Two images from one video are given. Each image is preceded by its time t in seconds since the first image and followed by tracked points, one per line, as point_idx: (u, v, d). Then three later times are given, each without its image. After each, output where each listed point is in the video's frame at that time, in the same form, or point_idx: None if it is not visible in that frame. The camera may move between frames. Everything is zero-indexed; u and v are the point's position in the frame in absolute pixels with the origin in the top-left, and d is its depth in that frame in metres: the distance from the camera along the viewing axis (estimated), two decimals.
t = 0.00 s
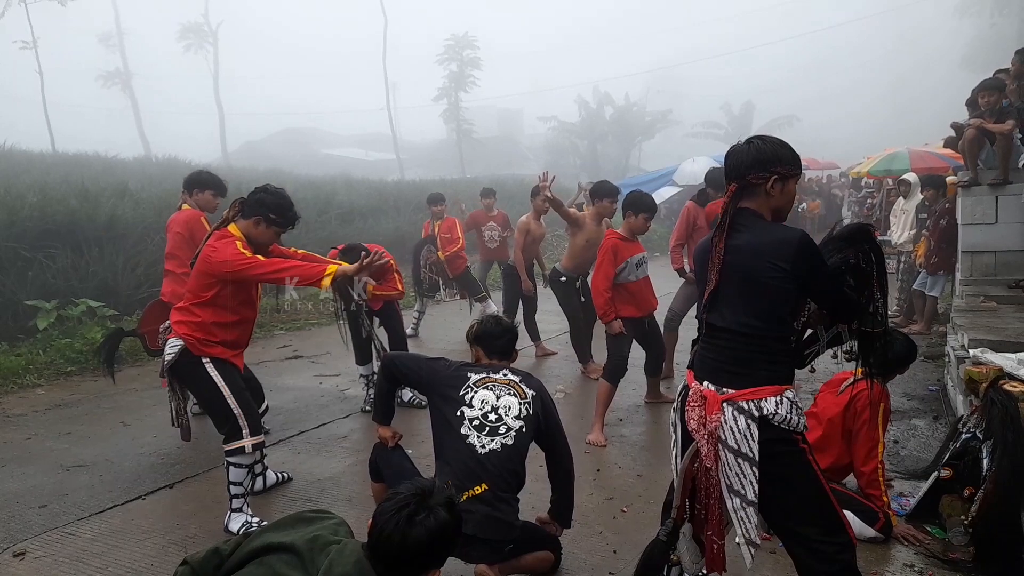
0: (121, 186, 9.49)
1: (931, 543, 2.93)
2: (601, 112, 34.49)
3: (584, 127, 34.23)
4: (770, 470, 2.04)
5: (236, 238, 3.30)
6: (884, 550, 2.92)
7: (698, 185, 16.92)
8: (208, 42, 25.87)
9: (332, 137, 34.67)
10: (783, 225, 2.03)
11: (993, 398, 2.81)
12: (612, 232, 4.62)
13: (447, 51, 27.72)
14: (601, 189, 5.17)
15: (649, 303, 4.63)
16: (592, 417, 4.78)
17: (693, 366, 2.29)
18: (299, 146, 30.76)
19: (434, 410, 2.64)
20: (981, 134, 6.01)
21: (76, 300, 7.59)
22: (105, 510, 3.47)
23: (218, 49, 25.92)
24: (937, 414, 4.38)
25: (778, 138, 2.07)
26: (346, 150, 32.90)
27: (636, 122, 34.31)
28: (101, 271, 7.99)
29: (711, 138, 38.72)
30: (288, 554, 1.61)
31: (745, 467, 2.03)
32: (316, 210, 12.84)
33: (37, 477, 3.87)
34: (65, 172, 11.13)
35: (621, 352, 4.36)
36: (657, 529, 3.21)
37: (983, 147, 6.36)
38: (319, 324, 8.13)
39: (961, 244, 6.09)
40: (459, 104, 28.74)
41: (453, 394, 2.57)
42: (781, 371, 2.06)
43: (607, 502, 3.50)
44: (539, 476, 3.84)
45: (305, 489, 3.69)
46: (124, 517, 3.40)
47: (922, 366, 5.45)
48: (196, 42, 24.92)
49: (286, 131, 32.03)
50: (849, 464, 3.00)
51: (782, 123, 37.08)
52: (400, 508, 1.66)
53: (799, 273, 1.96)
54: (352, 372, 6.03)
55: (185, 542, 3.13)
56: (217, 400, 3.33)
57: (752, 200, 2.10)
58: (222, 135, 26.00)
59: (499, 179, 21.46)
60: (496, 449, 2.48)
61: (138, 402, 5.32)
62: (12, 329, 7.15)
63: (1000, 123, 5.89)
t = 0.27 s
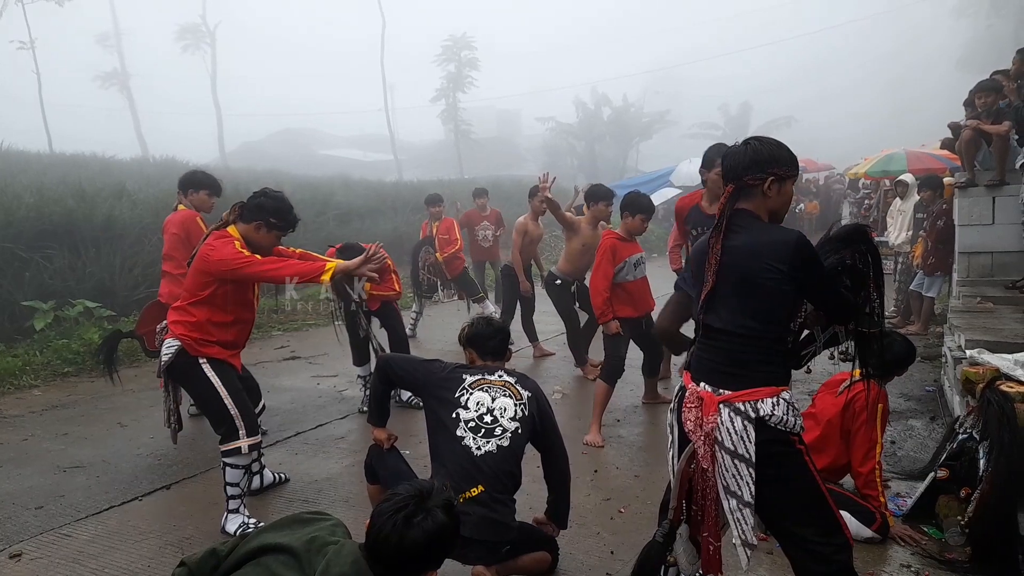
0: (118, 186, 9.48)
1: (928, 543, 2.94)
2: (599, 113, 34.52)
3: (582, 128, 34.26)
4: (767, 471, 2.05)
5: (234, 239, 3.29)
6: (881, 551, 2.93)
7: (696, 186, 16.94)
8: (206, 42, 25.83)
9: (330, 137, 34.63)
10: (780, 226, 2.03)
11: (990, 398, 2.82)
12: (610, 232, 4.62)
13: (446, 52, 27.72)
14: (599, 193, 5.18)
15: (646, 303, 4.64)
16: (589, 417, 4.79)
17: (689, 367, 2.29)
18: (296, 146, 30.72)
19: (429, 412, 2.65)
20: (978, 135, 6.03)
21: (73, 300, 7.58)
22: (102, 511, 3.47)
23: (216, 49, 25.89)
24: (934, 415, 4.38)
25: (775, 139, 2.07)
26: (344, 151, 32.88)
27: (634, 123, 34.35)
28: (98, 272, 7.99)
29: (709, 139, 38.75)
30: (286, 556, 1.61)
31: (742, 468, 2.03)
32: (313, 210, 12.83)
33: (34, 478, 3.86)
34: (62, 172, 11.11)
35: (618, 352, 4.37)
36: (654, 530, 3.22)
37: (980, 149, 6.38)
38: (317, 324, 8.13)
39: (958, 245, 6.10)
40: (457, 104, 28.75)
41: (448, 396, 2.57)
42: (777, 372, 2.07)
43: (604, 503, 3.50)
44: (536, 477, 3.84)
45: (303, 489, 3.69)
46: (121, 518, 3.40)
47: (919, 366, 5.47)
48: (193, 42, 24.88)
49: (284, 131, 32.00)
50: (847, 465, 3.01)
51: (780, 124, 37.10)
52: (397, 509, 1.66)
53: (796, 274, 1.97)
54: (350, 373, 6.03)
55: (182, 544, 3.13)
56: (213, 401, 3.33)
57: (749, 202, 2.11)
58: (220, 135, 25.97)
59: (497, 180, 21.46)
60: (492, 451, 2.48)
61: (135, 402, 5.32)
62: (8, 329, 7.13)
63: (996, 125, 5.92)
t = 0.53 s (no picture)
0: (114, 185, 9.46)
1: (925, 539, 2.95)
2: (597, 111, 34.52)
3: (580, 126, 34.25)
4: (763, 469, 2.05)
5: (230, 241, 3.28)
6: (878, 548, 2.93)
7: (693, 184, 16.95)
8: (202, 41, 25.76)
9: (327, 135, 34.57)
10: (776, 224, 2.03)
11: (987, 395, 2.82)
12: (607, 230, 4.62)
13: (443, 50, 27.70)
14: (592, 185, 5.28)
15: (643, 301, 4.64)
16: (587, 415, 4.79)
17: (686, 365, 2.30)
18: (294, 145, 30.68)
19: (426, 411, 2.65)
20: (974, 132, 6.04)
21: (70, 300, 7.57)
22: (99, 511, 3.46)
23: (212, 48, 25.83)
24: (931, 412, 4.39)
25: (771, 137, 2.07)
26: (341, 149, 32.84)
27: (631, 121, 34.36)
28: (94, 271, 7.98)
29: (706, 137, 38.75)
30: (281, 556, 1.61)
31: (738, 466, 2.03)
32: (310, 209, 12.82)
33: (31, 478, 3.86)
34: (58, 171, 11.09)
35: (616, 350, 4.36)
36: (652, 528, 3.22)
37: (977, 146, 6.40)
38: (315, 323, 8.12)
39: (955, 242, 6.12)
40: (455, 103, 28.73)
41: (444, 395, 2.57)
42: (774, 370, 2.07)
43: (602, 501, 3.50)
44: (533, 475, 3.84)
45: (300, 489, 3.69)
46: (118, 517, 3.39)
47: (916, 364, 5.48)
48: (190, 41, 24.82)
49: (281, 130, 31.96)
50: (844, 463, 3.02)
51: (777, 122, 37.12)
52: (392, 507, 1.66)
53: (792, 271, 1.97)
54: (347, 371, 6.03)
55: (179, 543, 3.12)
56: (211, 400, 3.33)
57: (745, 200, 2.11)
58: (216, 133, 25.92)
59: (494, 178, 21.44)
60: (488, 451, 2.48)
61: (132, 402, 5.31)
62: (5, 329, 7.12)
63: (993, 122, 5.93)
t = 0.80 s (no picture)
0: (115, 184, 9.46)
1: (925, 540, 2.95)
2: (597, 111, 34.52)
3: (580, 126, 34.25)
4: (763, 469, 2.05)
5: (229, 236, 3.29)
6: (878, 548, 2.93)
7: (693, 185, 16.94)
8: (203, 41, 25.76)
9: (328, 135, 34.57)
10: (776, 225, 2.03)
11: (988, 396, 2.82)
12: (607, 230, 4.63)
13: (443, 50, 27.68)
14: (585, 192, 5.26)
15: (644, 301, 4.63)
16: (587, 416, 4.79)
17: (687, 365, 2.30)
18: (294, 145, 30.68)
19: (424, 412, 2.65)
20: (975, 133, 6.04)
21: (70, 299, 7.57)
22: (99, 510, 3.46)
23: (213, 47, 25.85)
24: (931, 413, 4.39)
25: (772, 138, 2.07)
26: (342, 149, 32.84)
27: (632, 121, 34.36)
28: (95, 271, 7.98)
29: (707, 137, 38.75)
30: (280, 555, 1.61)
31: (738, 466, 2.03)
32: (311, 209, 12.82)
33: (31, 477, 3.86)
34: (59, 171, 11.10)
35: (616, 350, 4.36)
36: (652, 528, 3.22)
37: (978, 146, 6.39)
38: (315, 323, 8.12)
39: (956, 243, 6.11)
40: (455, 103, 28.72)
41: (443, 396, 2.57)
42: (774, 370, 2.07)
43: (602, 501, 3.50)
44: (533, 475, 3.84)
45: (300, 488, 3.69)
46: (118, 517, 3.39)
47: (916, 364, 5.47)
48: (191, 41, 24.83)
49: (282, 130, 31.96)
50: (844, 463, 3.02)
51: (778, 123, 37.11)
52: (391, 507, 1.67)
53: (792, 272, 1.97)
54: (348, 371, 6.03)
55: (179, 543, 3.12)
56: (211, 399, 3.33)
57: (745, 200, 2.11)
58: (217, 133, 25.93)
59: (494, 178, 21.45)
60: (487, 451, 2.48)
61: (133, 401, 5.31)
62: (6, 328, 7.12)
63: (994, 123, 5.93)
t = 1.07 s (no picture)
0: (116, 184, 9.47)
1: (926, 542, 2.94)
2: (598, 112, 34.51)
3: (581, 127, 34.25)
4: (764, 470, 2.05)
5: (229, 240, 3.28)
6: (879, 549, 2.93)
7: (694, 186, 16.93)
8: (205, 41, 25.76)
9: (329, 136, 34.56)
10: (778, 226, 2.03)
11: (988, 397, 2.81)
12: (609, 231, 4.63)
13: (444, 51, 27.66)
14: (581, 186, 5.39)
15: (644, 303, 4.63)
16: (587, 416, 4.79)
17: (688, 366, 2.30)
18: (295, 145, 30.67)
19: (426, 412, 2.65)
20: (976, 134, 6.04)
21: (71, 299, 7.58)
22: (99, 510, 3.46)
23: (214, 47, 25.86)
24: (932, 414, 4.39)
25: (774, 138, 2.07)
26: (343, 149, 32.87)
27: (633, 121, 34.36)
28: (96, 271, 7.99)
29: (708, 138, 38.74)
30: (281, 555, 1.61)
31: (739, 467, 2.03)
32: (312, 209, 12.82)
33: (32, 477, 3.86)
34: (61, 171, 11.11)
35: (617, 351, 4.36)
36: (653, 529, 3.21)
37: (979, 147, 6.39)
38: (316, 323, 8.12)
39: (957, 244, 6.11)
40: (456, 103, 28.72)
41: (445, 396, 2.58)
42: (775, 371, 2.07)
43: (602, 502, 3.50)
44: (534, 476, 3.84)
45: (301, 488, 3.69)
46: (119, 516, 3.39)
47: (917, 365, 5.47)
48: (192, 41, 24.84)
49: (282, 130, 31.95)
50: (845, 464, 3.01)
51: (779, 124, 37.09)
52: (392, 507, 1.67)
53: (793, 273, 1.96)
54: (348, 371, 6.03)
55: (180, 543, 3.12)
56: (211, 399, 3.33)
57: (747, 201, 2.11)
58: (218, 133, 25.95)
59: (495, 179, 21.45)
60: (487, 452, 2.48)
61: (133, 401, 5.32)
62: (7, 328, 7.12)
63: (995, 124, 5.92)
